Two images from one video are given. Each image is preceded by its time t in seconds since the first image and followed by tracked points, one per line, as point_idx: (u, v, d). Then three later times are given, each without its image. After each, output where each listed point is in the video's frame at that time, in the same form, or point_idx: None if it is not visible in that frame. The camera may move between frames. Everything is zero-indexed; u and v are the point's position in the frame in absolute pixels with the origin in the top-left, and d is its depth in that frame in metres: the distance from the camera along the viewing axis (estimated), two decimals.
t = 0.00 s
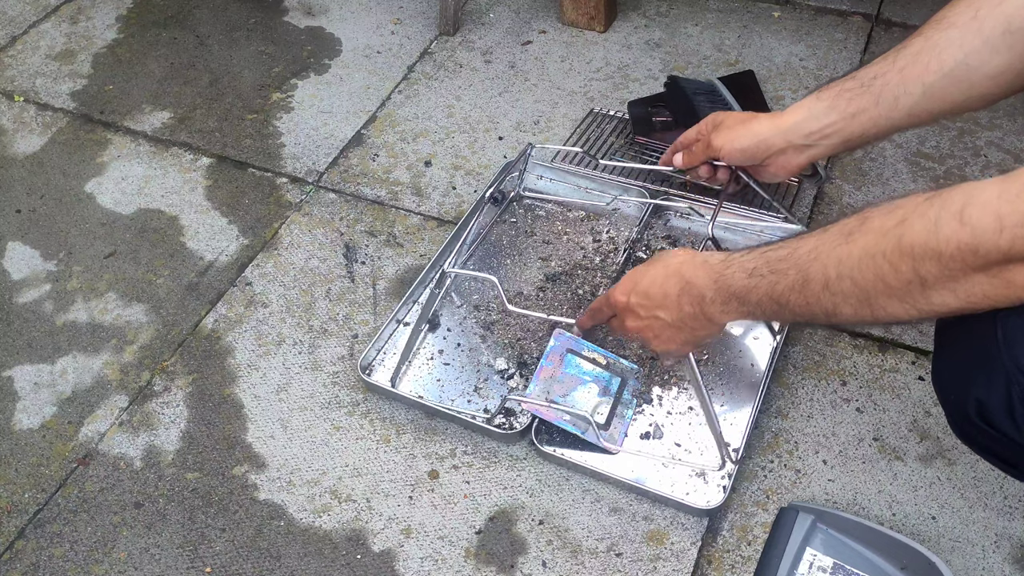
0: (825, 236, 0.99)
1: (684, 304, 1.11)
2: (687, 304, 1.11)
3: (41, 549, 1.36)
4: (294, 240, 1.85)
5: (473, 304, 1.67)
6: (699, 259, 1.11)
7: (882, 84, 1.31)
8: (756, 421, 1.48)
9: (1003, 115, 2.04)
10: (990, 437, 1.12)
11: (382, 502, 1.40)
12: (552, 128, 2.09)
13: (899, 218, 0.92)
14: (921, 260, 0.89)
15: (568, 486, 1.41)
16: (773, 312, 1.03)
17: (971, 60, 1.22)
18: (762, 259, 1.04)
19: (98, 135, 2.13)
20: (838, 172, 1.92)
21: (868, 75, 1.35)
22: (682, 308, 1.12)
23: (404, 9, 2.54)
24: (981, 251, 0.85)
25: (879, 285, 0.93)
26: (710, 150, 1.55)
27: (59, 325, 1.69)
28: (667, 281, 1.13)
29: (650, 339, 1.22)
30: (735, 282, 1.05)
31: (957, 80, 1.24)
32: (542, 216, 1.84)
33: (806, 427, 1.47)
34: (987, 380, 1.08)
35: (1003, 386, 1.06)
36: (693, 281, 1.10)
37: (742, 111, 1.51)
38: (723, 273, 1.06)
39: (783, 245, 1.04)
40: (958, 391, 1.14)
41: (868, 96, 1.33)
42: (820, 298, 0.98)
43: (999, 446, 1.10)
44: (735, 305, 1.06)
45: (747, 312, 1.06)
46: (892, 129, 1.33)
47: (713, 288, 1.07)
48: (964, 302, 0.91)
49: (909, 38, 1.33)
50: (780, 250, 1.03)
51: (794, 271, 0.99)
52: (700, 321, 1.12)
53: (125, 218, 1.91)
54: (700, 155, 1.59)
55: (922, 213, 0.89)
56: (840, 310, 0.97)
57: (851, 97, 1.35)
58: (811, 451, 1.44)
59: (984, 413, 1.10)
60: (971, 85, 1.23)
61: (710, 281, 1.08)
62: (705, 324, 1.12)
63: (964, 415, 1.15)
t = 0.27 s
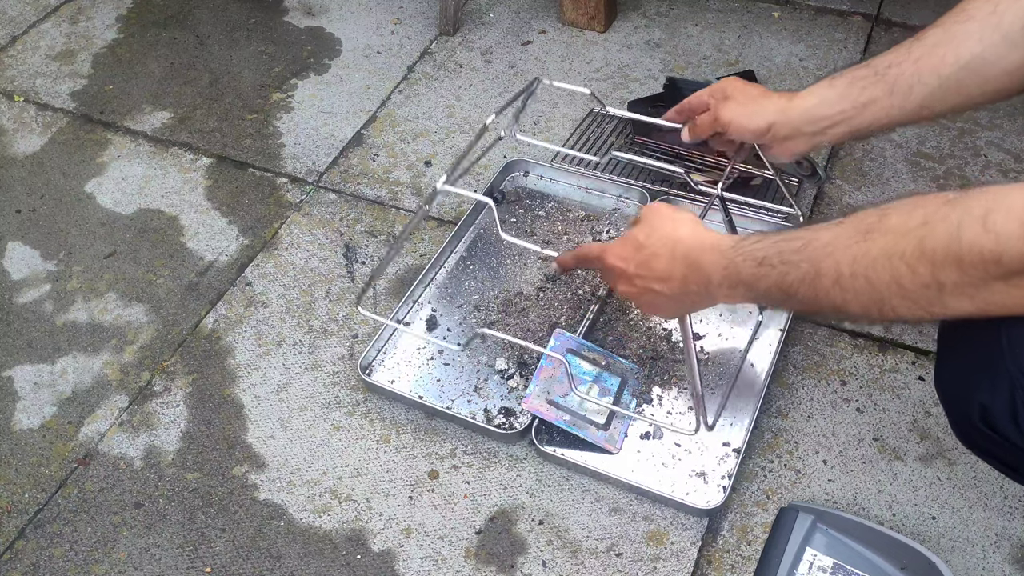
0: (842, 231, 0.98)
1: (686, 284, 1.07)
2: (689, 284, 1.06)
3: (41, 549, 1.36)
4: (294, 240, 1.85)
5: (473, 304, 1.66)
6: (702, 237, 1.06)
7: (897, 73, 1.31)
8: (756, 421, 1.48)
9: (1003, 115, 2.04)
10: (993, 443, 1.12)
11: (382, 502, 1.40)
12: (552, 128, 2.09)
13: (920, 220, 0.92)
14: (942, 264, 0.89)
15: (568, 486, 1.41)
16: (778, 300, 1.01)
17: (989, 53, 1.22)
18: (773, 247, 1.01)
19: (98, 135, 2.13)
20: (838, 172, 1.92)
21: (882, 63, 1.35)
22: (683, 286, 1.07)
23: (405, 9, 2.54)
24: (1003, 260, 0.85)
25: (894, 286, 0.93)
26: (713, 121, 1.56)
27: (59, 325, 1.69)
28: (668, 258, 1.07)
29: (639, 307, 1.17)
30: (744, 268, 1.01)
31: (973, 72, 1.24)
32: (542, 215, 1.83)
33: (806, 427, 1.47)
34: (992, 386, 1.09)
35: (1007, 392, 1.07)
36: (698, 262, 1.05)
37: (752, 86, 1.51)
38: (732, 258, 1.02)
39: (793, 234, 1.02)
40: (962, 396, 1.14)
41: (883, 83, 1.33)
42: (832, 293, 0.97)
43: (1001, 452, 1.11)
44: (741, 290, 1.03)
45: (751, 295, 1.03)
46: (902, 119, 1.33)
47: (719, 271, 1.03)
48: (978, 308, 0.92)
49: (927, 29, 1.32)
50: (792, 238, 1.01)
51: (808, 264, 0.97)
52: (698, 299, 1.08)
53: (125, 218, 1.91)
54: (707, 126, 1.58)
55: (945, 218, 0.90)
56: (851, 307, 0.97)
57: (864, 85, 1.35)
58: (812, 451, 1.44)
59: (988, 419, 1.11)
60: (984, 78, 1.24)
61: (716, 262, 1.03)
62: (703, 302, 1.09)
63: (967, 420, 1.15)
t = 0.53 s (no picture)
0: (846, 237, 0.94)
1: (687, 287, 1.05)
2: (689, 286, 1.05)
3: (41, 549, 1.36)
4: (294, 240, 1.85)
5: (474, 305, 1.66)
6: (705, 241, 1.04)
7: (897, 52, 1.32)
8: (756, 421, 1.48)
9: (1003, 114, 2.04)
10: (997, 453, 1.12)
11: (381, 502, 1.40)
12: (552, 128, 2.09)
13: (929, 230, 0.88)
14: (950, 277, 0.86)
15: (568, 486, 1.41)
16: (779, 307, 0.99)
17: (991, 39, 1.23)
18: (774, 252, 0.98)
19: (98, 135, 2.13)
20: (838, 172, 1.92)
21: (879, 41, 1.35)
22: (683, 288, 1.05)
23: (405, 9, 2.54)
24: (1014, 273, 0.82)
25: (899, 297, 0.90)
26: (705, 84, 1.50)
27: (59, 325, 1.69)
28: (669, 260, 1.05)
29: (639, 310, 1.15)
30: (746, 273, 0.99)
31: (975, 56, 1.25)
32: (542, 215, 1.83)
33: (806, 427, 1.47)
34: (995, 390, 1.09)
35: (1009, 396, 1.07)
36: (700, 265, 1.03)
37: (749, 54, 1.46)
38: (733, 261, 1.00)
39: (797, 240, 0.99)
40: (964, 403, 1.14)
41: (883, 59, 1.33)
42: (836, 302, 0.94)
43: (1005, 461, 1.11)
44: (741, 296, 1.01)
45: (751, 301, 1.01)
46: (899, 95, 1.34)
47: (720, 274, 1.01)
48: (988, 322, 0.88)
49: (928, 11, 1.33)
50: (795, 244, 0.98)
51: (811, 271, 0.94)
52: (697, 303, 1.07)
53: (125, 218, 1.91)
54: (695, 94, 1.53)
55: (955, 228, 0.86)
56: (855, 316, 0.94)
57: (863, 62, 1.35)
58: (811, 451, 1.44)
59: (991, 427, 1.11)
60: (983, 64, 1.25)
61: (718, 265, 1.01)
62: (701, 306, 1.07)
63: (968, 426, 1.16)
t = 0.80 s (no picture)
0: (837, 219, 0.93)
1: (672, 255, 1.03)
2: (675, 254, 1.03)
3: (41, 549, 1.36)
4: (294, 240, 1.85)
5: (474, 305, 1.66)
6: (695, 207, 1.02)
7: (914, 41, 1.28)
8: (756, 421, 1.48)
9: (1003, 114, 2.04)
10: (1003, 456, 1.12)
11: (382, 502, 1.40)
12: (552, 128, 2.10)
13: (922, 220, 0.87)
14: (941, 270, 0.85)
15: (568, 486, 1.41)
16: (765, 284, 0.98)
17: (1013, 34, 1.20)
18: (764, 229, 0.97)
19: (98, 135, 2.13)
20: (838, 172, 1.92)
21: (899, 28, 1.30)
22: (669, 254, 1.03)
23: (405, 9, 2.54)
24: (1006, 269, 0.82)
25: (888, 285, 0.90)
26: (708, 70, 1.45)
27: (59, 325, 1.69)
28: (658, 224, 1.03)
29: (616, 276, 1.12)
30: (734, 247, 0.98)
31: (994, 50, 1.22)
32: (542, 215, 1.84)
33: (806, 427, 1.47)
34: (998, 392, 1.09)
35: (1012, 398, 1.07)
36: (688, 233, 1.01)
37: (752, 34, 1.43)
38: (722, 235, 0.99)
39: (787, 217, 0.98)
40: (968, 405, 1.14)
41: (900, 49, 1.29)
42: (823, 284, 0.94)
43: (1010, 464, 1.11)
44: (727, 268, 0.99)
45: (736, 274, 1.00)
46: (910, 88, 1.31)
47: (708, 246, 1.00)
48: (971, 313, 0.88)
49: None
50: (785, 221, 0.97)
51: (800, 251, 0.94)
52: (679, 272, 1.05)
53: (125, 218, 1.91)
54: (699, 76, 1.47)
55: (949, 220, 0.85)
56: (842, 299, 0.94)
57: (878, 47, 1.31)
58: (811, 451, 1.44)
59: (994, 429, 1.11)
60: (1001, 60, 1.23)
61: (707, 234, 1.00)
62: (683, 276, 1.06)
63: (972, 430, 1.15)
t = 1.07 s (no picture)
0: (839, 227, 0.92)
1: (649, 246, 1.03)
2: (653, 245, 1.03)
3: (41, 549, 1.36)
4: (294, 240, 1.85)
5: (473, 304, 1.66)
6: (676, 198, 1.01)
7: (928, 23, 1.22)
8: (756, 421, 1.48)
9: (1003, 115, 2.04)
10: (998, 451, 1.11)
11: (382, 502, 1.40)
12: (552, 128, 2.10)
13: (930, 236, 0.86)
14: (949, 287, 0.84)
15: (568, 486, 1.41)
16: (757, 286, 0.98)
17: None
18: (760, 232, 0.96)
19: (98, 135, 2.13)
20: (838, 172, 1.92)
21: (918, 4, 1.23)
22: (646, 245, 1.03)
23: (404, 9, 2.54)
24: (1014, 292, 0.81)
25: (891, 298, 0.89)
26: None
27: (59, 325, 1.69)
28: (635, 211, 1.02)
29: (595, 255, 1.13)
30: (725, 250, 0.97)
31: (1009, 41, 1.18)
32: (542, 215, 1.84)
33: (806, 427, 1.47)
34: (991, 391, 1.10)
35: (1007, 400, 1.07)
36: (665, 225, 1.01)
37: None
38: (712, 235, 0.98)
39: (785, 219, 0.96)
40: (964, 403, 1.14)
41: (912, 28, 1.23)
42: (822, 292, 0.93)
43: (1005, 459, 1.10)
44: (710, 265, 1.00)
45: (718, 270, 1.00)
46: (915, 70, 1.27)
47: (692, 243, 0.99)
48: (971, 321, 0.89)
49: None
50: (782, 224, 0.95)
51: (798, 259, 0.93)
52: (654, 261, 1.06)
53: (125, 218, 1.91)
54: None
55: (960, 239, 0.83)
56: (840, 305, 0.94)
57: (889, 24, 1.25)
58: (812, 451, 1.44)
59: (990, 426, 1.10)
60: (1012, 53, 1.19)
61: (686, 227, 0.99)
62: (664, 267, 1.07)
63: (969, 427, 1.15)
